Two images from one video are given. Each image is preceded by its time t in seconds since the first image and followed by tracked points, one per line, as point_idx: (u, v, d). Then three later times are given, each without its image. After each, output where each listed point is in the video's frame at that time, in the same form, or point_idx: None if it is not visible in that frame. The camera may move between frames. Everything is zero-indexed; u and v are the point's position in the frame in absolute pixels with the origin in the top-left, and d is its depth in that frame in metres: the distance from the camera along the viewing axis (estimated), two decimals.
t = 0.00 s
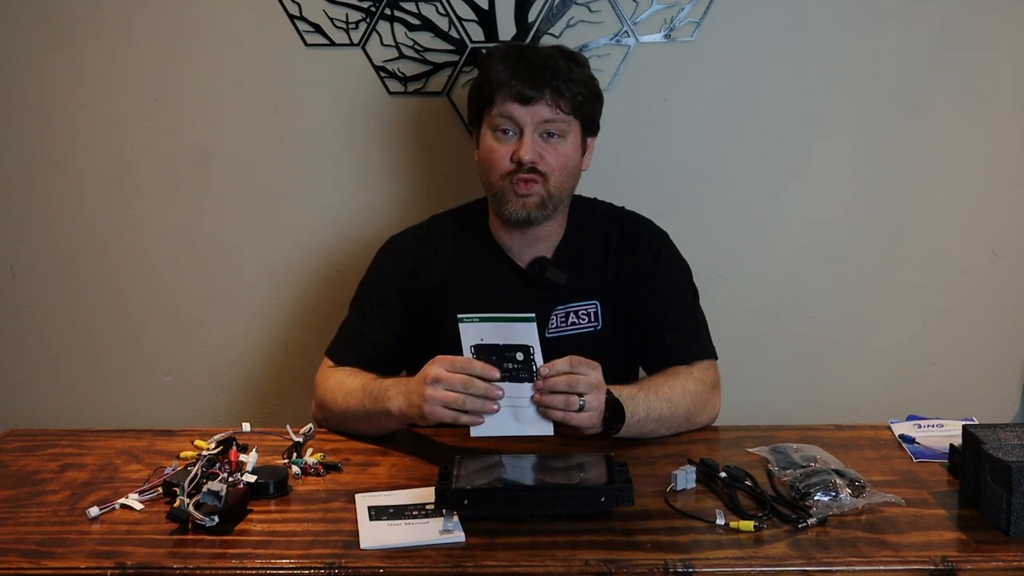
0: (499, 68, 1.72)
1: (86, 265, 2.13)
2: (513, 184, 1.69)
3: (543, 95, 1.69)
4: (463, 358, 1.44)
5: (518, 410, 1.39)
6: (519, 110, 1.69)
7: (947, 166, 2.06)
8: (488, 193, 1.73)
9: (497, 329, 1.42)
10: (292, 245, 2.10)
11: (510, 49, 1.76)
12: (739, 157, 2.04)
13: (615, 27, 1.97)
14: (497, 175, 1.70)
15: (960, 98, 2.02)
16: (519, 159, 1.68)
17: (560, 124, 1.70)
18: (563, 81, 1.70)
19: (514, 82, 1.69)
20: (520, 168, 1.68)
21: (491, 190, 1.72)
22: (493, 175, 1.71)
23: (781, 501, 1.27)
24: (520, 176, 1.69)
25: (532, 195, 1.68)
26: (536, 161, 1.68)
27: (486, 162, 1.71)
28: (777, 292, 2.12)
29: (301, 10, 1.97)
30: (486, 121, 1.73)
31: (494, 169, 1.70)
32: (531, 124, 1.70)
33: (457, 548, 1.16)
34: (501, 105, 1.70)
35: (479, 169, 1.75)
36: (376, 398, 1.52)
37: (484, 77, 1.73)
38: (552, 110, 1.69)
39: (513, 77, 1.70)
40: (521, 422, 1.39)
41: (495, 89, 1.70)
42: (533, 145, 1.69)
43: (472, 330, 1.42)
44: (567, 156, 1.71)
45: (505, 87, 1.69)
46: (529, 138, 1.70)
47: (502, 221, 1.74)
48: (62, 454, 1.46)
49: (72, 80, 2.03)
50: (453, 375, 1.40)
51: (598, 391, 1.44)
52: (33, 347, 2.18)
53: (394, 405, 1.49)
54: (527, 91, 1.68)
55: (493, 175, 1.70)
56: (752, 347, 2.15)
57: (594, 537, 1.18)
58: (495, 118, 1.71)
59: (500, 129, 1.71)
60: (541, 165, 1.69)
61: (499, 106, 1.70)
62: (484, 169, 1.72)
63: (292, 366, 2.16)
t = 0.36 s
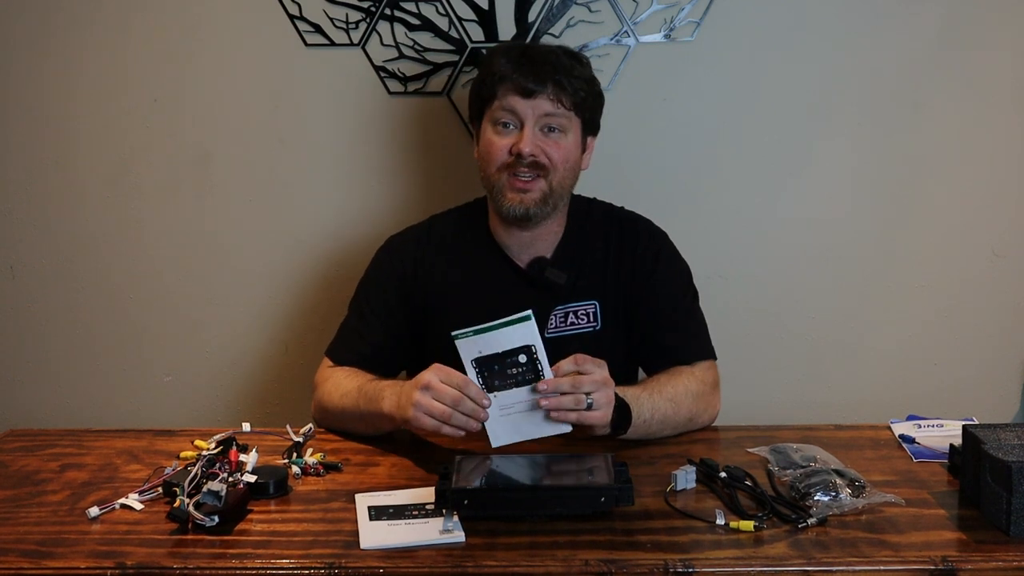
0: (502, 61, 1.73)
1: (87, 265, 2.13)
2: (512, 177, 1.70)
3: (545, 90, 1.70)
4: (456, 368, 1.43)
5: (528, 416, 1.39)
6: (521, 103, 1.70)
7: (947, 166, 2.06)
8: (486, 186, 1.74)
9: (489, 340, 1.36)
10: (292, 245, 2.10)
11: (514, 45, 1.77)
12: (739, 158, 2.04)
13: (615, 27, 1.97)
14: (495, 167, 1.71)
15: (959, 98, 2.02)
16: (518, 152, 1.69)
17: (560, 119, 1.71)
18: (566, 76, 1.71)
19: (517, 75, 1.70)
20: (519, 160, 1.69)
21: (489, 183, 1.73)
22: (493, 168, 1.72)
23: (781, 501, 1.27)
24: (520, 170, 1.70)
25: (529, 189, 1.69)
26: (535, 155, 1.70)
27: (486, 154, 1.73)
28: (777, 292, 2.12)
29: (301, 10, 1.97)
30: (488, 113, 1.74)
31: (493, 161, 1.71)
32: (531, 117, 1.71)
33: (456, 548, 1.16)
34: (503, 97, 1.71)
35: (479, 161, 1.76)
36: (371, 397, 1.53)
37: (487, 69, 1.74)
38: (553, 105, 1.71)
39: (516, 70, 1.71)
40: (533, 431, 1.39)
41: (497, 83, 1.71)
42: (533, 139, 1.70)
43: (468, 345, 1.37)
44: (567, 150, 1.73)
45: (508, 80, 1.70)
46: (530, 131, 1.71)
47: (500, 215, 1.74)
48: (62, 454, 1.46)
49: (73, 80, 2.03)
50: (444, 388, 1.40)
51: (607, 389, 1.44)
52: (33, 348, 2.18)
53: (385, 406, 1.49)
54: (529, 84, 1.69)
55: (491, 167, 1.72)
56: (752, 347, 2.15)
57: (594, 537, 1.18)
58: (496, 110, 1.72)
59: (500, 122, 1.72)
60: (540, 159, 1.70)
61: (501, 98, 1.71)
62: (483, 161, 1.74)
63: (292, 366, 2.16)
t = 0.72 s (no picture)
0: (501, 66, 1.71)
1: (86, 265, 2.13)
2: (513, 184, 1.69)
3: (545, 95, 1.68)
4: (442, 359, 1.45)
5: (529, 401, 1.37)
6: (520, 109, 1.69)
7: (947, 166, 2.06)
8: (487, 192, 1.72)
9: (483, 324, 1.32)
10: (292, 246, 2.10)
11: (512, 48, 1.76)
12: (739, 158, 2.04)
13: (615, 27, 1.97)
14: (496, 174, 1.70)
15: (959, 99, 2.02)
16: (519, 159, 1.68)
17: (560, 124, 1.69)
18: (565, 80, 1.70)
19: (516, 80, 1.69)
20: (520, 167, 1.68)
21: (490, 189, 1.72)
22: (493, 176, 1.70)
23: (781, 502, 1.27)
24: (521, 177, 1.68)
25: (531, 196, 1.69)
26: (536, 161, 1.68)
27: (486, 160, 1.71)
28: (777, 292, 2.12)
29: (301, 10, 1.97)
30: (487, 118, 1.72)
31: (494, 168, 1.70)
32: (530, 123, 1.69)
33: (457, 548, 1.16)
34: (503, 103, 1.69)
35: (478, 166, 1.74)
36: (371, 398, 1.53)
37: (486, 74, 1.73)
38: (553, 110, 1.69)
39: (516, 76, 1.69)
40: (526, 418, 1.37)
41: (496, 88, 1.70)
42: (533, 145, 1.69)
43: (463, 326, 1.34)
44: (567, 156, 1.71)
45: (507, 85, 1.69)
46: (529, 137, 1.69)
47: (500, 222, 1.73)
48: (62, 454, 1.46)
49: (73, 80, 2.03)
50: (434, 377, 1.41)
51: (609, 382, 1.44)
52: (33, 348, 2.18)
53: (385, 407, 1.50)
54: (528, 90, 1.68)
55: (492, 174, 1.70)
56: (753, 348, 2.15)
57: (594, 537, 1.18)
58: (496, 116, 1.70)
59: (500, 127, 1.70)
60: (541, 166, 1.68)
61: (501, 104, 1.69)
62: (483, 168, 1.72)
63: (292, 367, 2.16)
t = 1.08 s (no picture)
0: (525, 79, 1.71)
1: (86, 265, 2.13)
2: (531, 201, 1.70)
3: (570, 113, 1.69)
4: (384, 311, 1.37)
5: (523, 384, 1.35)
6: (544, 127, 1.69)
7: (948, 166, 2.06)
8: (500, 207, 1.72)
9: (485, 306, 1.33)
10: (292, 245, 2.10)
11: (534, 61, 1.76)
12: (740, 158, 2.04)
13: (615, 27, 1.96)
14: (514, 190, 1.70)
15: (960, 98, 2.02)
16: (539, 177, 1.69)
17: (582, 144, 1.71)
18: (589, 97, 1.71)
19: (542, 96, 1.69)
20: (540, 186, 1.69)
21: (504, 206, 1.72)
22: (510, 189, 1.71)
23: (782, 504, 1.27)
24: (540, 194, 1.70)
25: (548, 216, 1.70)
26: (556, 180, 1.69)
27: (502, 175, 1.71)
28: (778, 292, 2.12)
29: (301, 10, 1.96)
30: (505, 132, 1.72)
31: (512, 184, 1.70)
32: (553, 141, 1.70)
33: (457, 549, 1.15)
34: (527, 118, 1.69)
35: (492, 180, 1.74)
36: (360, 398, 1.53)
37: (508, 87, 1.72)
38: (576, 129, 1.70)
39: (539, 91, 1.70)
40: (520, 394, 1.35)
41: (520, 102, 1.69)
42: (554, 163, 1.70)
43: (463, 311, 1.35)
44: (586, 176, 1.73)
45: (533, 100, 1.69)
46: (551, 155, 1.70)
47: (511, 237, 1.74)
48: (62, 455, 1.46)
49: (73, 80, 2.03)
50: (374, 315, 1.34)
51: (600, 421, 1.49)
52: (33, 348, 2.18)
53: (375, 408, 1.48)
54: (554, 106, 1.68)
55: (510, 190, 1.71)
56: (753, 348, 2.14)
57: (594, 538, 1.18)
58: (517, 132, 1.70)
59: (519, 143, 1.71)
60: (561, 185, 1.70)
61: (525, 119, 1.69)
62: (499, 183, 1.72)
63: (292, 367, 2.16)
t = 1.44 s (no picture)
0: (535, 72, 1.72)
1: (86, 265, 2.13)
2: (540, 191, 1.69)
3: (580, 105, 1.70)
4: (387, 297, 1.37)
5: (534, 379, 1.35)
6: (554, 117, 1.70)
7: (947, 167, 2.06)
8: (509, 197, 1.71)
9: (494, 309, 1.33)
10: (291, 245, 2.09)
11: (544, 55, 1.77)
12: (740, 158, 2.04)
13: (615, 27, 1.96)
14: (523, 179, 1.70)
15: (959, 99, 2.02)
16: (548, 167, 1.69)
17: (591, 136, 1.72)
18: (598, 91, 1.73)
19: (553, 87, 1.70)
20: (549, 176, 1.69)
21: (512, 195, 1.71)
22: (519, 179, 1.70)
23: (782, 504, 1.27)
24: (549, 184, 1.69)
25: (557, 205, 1.69)
26: (565, 171, 1.69)
27: (511, 165, 1.71)
28: (777, 293, 2.12)
29: (301, 10, 1.96)
30: (515, 123, 1.72)
31: (521, 174, 1.70)
32: (563, 132, 1.71)
33: (457, 549, 1.15)
34: (538, 108, 1.70)
35: (500, 171, 1.74)
36: (362, 395, 1.53)
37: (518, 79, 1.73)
38: (586, 121, 1.71)
39: (549, 83, 1.71)
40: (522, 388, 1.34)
41: (531, 92, 1.71)
42: (563, 154, 1.70)
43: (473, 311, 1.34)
44: (594, 169, 1.74)
45: (543, 92, 1.71)
46: (560, 146, 1.70)
47: (518, 228, 1.73)
48: (61, 455, 1.46)
49: (72, 80, 2.03)
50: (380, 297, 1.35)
51: (600, 421, 1.49)
52: (33, 348, 2.18)
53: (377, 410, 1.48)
54: (565, 98, 1.70)
55: (518, 179, 1.70)
56: (753, 348, 2.14)
57: (594, 538, 1.18)
58: (527, 123, 1.71)
59: (529, 134, 1.71)
60: (570, 176, 1.69)
61: (536, 109, 1.70)
62: (507, 172, 1.72)
63: (292, 366, 2.16)
